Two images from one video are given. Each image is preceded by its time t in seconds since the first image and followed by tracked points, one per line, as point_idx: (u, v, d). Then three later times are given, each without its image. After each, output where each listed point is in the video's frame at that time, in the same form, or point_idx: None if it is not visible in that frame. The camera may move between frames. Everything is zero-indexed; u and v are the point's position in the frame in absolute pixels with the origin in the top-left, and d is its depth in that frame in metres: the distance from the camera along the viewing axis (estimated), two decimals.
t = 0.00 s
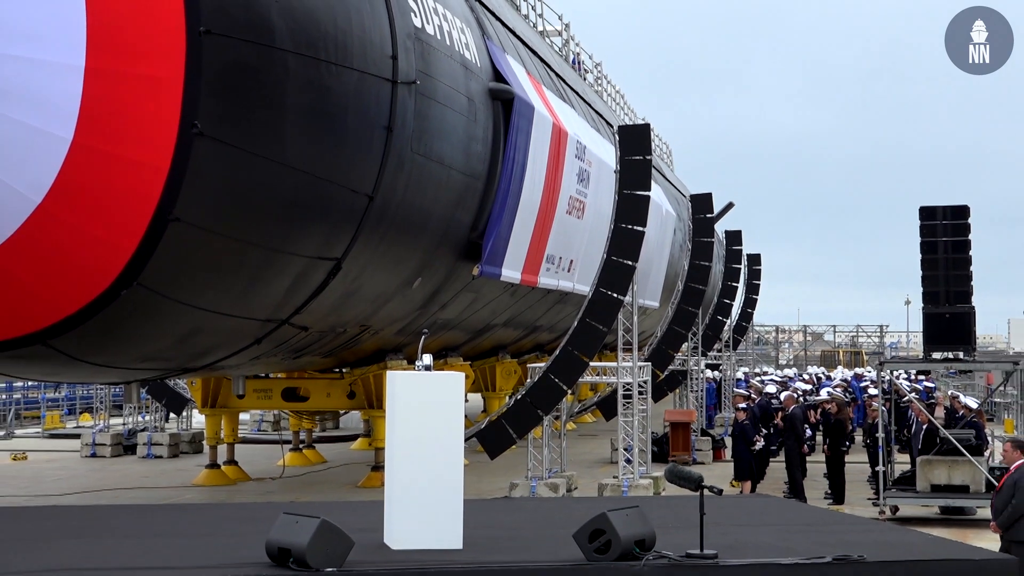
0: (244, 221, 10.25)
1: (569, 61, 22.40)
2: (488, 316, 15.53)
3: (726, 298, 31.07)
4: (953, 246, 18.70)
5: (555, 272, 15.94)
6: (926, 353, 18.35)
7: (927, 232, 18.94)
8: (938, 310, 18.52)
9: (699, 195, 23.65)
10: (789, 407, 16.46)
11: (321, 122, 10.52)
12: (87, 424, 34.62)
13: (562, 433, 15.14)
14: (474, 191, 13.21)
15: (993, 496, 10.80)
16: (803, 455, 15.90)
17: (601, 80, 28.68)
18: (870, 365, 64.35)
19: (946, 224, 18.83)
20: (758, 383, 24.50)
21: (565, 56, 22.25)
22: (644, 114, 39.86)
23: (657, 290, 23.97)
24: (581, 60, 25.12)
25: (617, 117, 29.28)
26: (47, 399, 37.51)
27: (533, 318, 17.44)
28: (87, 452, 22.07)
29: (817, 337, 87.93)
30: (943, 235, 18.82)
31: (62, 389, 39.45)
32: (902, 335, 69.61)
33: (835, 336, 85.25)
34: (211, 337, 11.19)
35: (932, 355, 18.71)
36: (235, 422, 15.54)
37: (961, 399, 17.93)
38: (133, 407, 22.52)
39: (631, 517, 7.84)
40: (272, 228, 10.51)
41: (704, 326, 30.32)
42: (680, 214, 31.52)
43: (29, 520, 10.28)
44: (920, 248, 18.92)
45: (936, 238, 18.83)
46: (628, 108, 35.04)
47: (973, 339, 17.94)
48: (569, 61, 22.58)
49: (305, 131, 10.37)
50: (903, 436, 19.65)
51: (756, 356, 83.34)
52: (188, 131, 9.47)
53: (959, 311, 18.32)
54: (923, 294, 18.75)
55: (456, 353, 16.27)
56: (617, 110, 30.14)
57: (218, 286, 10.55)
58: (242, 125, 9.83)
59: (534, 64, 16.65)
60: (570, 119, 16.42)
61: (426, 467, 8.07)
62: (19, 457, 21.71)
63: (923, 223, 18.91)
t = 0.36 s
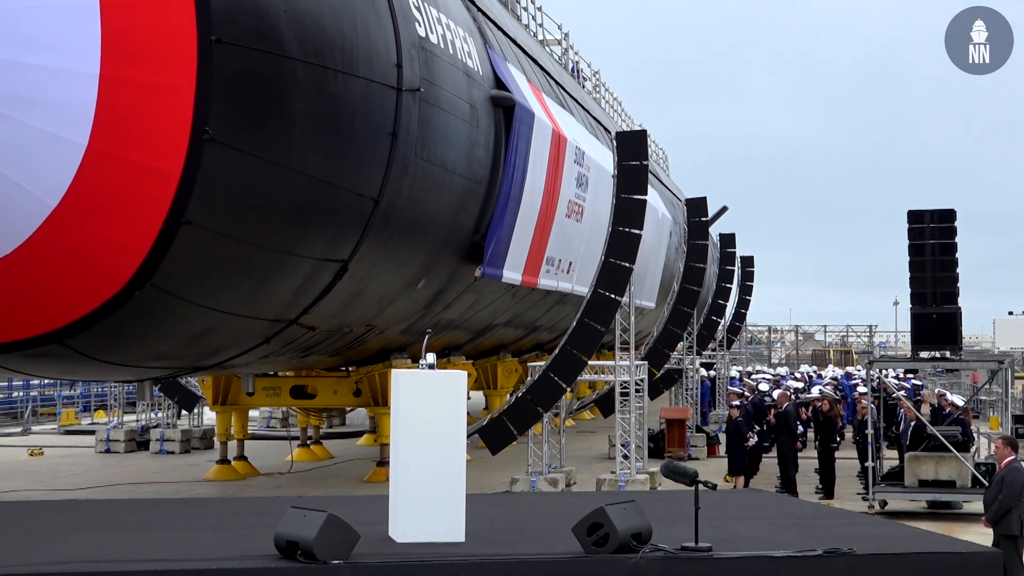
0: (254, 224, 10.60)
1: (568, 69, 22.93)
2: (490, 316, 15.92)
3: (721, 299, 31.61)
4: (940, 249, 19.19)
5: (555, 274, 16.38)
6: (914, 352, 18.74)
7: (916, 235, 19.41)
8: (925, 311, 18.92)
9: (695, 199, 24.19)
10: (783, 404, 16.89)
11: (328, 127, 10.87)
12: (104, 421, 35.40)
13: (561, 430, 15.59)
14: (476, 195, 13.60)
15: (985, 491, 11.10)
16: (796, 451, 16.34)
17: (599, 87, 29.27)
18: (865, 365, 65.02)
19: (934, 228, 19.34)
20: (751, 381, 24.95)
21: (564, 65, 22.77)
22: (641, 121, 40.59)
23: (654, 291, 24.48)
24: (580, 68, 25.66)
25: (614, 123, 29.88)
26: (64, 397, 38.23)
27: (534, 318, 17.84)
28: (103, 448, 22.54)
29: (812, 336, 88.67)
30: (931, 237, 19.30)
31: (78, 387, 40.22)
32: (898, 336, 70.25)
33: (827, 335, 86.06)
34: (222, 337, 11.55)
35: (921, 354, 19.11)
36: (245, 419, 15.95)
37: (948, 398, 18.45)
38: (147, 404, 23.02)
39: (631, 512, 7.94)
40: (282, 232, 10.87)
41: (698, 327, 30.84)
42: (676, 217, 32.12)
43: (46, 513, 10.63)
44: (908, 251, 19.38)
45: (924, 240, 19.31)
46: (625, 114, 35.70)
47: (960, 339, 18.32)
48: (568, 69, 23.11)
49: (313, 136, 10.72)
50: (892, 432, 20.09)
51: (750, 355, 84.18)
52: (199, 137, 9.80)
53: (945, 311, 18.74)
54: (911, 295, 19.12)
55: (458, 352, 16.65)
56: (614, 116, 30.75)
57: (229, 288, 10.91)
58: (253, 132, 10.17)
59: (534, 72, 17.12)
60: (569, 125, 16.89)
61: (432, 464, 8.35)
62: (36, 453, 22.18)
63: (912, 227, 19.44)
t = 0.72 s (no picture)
0: (265, 229, 10.96)
1: (568, 78, 23.42)
2: (493, 317, 16.31)
3: (717, 300, 32.11)
4: (928, 251, 19.61)
5: (555, 276, 16.78)
6: (904, 352, 19.13)
7: (905, 238, 19.79)
8: (914, 312, 19.30)
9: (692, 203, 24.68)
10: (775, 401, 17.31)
11: (335, 135, 11.23)
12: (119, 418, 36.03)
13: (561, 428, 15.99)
14: (478, 199, 14.01)
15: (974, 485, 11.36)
16: (789, 447, 16.75)
17: (597, 95, 29.82)
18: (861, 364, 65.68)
19: (923, 231, 19.77)
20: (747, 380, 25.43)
21: (564, 73, 23.25)
22: (639, 125, 41.18)
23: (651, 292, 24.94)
24: (580, 77, 26.13)
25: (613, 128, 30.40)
26: (80, 394, 38.89)
27: (535, 319, 18.24)
28: (118, 446, 22.87)
29: (808, 335, 89.33)
30: (919, 240, 19.73)
31: (95, 386, 40.90)
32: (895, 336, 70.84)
33: (823, 334, 86.74)
34: (234, 337, 11.93)
35: (910, 354, 19.51)
36: (255, 417, 16.36)
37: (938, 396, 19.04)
38: (161, 402, 23.50)
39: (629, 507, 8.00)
40: (291, 236, 11.23)
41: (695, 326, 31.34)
42: (672, 221, 32.69)
43: (64, 508, 11.02)
44: (898, 253, 19.81)
45: (913, 243, 19.74)
46: (622, 120, 36.28)
47: (948, 339, 18.71)
48: (569, 78, 23.59)
49: (322, 143, 11.09)
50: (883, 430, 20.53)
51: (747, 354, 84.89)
52: (211, 144, 10.14)
53: (934, 312, 19.11)
54: (901, 296, 19.51)
55: (462, 352, 17.06)
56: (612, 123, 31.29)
57: (241, 289, 11.28)
58: (264, 139, 10.54)
59: (535, 80, 17.56)
60: (569, 132, 17.32)
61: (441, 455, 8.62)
62: (53, 449, 22.66)
63: (900, 230, 19.85)
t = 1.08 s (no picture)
0: (275, 231, 11.32)
1: (568, 83, 23.87)
2: (496, 315, 16.68)
3: (712, 299, 32.60)
4: (918, 252, 20.04)
5: (556, 276, 17.17)
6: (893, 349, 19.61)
7: (895, 239, 20.19)
8: (903, 311, 19.80)
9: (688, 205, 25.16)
10: (770, 397, 17.74)
11: (343, 139, 11.60)
12: (135, 413, 36.68)
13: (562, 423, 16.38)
14: (481, 201, 14.39)
15: (962, 478, 11.68)
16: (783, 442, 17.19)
17: (596, 99, 30.32)
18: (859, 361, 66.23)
19: (913, 232, 20.18)
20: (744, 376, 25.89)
21: (564, 78, 23.70)
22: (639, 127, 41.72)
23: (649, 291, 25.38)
24: (580, 82, 26.59)
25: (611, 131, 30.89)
26: (95, 389, 39.58)
27: (537, 317, 18.62)
28: (133, 438, 23.59)
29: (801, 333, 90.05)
30: (909, 241, 20.14)
31: (110, 381, 41.60)
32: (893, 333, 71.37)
33: (817, 331, 87.44)
34: (245, 335, 12.29)
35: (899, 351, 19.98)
36: (265, 412, 16.77)
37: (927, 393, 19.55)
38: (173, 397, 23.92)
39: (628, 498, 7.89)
40: (300, 237, 11.59)
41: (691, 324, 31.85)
42: (669, 222, 33.21)
43: (82, 500, 11.39)
44: (887, 254, 20.22)
45: (903, 244, 20.17)
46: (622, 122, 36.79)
47: (937, 337, 19.27)
48: (569, 83, 24.06)
49: (330, 147, 11.45)
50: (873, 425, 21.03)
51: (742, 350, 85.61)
52: (223, 148, 10.49)
53: (923, 311, 19.64)
54: (891, 295, 19.97)
55: (466, 349, 17.43)
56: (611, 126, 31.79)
57: (251, 289, 11.63)
58: (275, 144, 10.90)
59: (537, 86, 17.96)
60: (570, 135, 17.73)
61: (448, 451, 8.74)
62: (70, 443, 23.12)
63: (891, 231, 20.25)
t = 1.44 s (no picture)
0: (289, 235, 11.69)
1: (573, 92, 24.33)
2: (502, 317, 17.05)
3: (712, 301, 32.99)
4: (912, 255, 20.55)
5: (561, 279, 17.55)
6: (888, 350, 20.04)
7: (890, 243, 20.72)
8: (898, 312, 20.20)
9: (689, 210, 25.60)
10: (768, 396, 18.14)
11: (354, 146, 11.98)
12: (152, 413, 37.42)
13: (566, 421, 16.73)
14: (488, 206, 14.77)
15: (955, 475, 12.02)
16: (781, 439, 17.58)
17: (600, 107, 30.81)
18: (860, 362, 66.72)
19: (907, 236, 20.73)
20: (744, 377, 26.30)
21: (568, 88, 24.16)
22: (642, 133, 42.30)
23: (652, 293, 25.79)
24: (584, 91, 27.08)
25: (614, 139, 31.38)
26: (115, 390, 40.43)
27: (542, 319, 19.01)
28: (152, 437, 24.07)
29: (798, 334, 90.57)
30: (903, 245, 20.68)
31: (129, 382, 42.39)
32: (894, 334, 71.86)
33: (814, 332, 88.08)
34: (259, 336, 12.67)
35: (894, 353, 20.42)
36: (279, 411, 17.18)
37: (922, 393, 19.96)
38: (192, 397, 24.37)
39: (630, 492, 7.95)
40: (313, 241, 11.97)
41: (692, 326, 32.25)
42: (670, 227, 33.71)
43: (103, 496, 11.76)
44: (883, 258, 20.73)
45: (897, 248, 20.69)
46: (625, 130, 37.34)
47: (931, 338, 19.72)
48: (574, 92, 24.53)
49: (341, 154, 11.83)
50: (870, 424, 21.44)
51: (740, 351, 86.09)
52: (238, 155, 10.85)
53: (917, 312, 20.04)
54: (886, 298, 20.37)
55: (473, 350, 17.82)
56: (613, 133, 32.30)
57: (266, 292, 12.01)
58: (289, 151, 11.27)
59: (542, 94, 18.38)
60: (574, 143, 18.14)
61: (457, 447, 8.97)
62: (90, 441, 23.61)
63: (886, 235, 20.82)
